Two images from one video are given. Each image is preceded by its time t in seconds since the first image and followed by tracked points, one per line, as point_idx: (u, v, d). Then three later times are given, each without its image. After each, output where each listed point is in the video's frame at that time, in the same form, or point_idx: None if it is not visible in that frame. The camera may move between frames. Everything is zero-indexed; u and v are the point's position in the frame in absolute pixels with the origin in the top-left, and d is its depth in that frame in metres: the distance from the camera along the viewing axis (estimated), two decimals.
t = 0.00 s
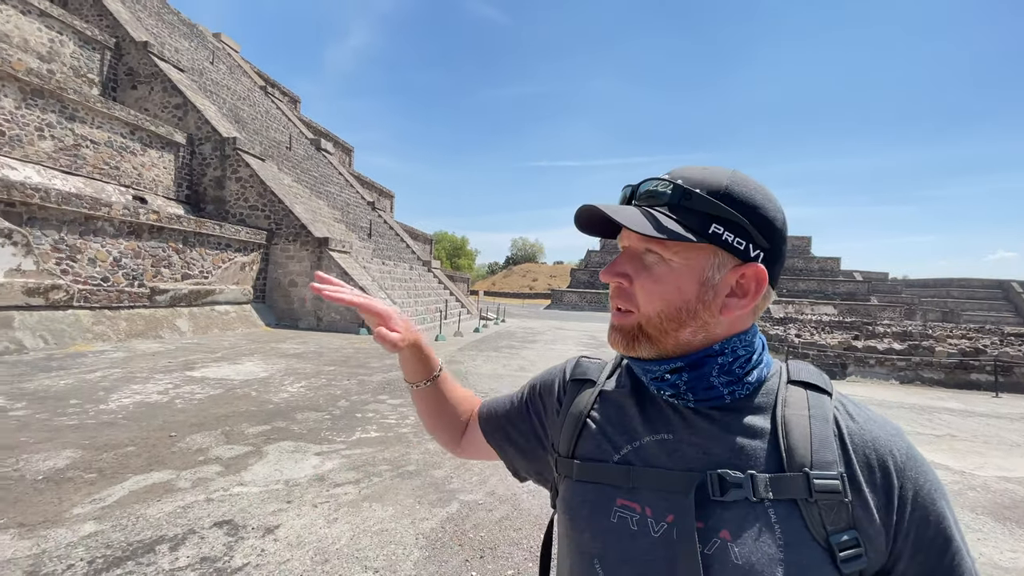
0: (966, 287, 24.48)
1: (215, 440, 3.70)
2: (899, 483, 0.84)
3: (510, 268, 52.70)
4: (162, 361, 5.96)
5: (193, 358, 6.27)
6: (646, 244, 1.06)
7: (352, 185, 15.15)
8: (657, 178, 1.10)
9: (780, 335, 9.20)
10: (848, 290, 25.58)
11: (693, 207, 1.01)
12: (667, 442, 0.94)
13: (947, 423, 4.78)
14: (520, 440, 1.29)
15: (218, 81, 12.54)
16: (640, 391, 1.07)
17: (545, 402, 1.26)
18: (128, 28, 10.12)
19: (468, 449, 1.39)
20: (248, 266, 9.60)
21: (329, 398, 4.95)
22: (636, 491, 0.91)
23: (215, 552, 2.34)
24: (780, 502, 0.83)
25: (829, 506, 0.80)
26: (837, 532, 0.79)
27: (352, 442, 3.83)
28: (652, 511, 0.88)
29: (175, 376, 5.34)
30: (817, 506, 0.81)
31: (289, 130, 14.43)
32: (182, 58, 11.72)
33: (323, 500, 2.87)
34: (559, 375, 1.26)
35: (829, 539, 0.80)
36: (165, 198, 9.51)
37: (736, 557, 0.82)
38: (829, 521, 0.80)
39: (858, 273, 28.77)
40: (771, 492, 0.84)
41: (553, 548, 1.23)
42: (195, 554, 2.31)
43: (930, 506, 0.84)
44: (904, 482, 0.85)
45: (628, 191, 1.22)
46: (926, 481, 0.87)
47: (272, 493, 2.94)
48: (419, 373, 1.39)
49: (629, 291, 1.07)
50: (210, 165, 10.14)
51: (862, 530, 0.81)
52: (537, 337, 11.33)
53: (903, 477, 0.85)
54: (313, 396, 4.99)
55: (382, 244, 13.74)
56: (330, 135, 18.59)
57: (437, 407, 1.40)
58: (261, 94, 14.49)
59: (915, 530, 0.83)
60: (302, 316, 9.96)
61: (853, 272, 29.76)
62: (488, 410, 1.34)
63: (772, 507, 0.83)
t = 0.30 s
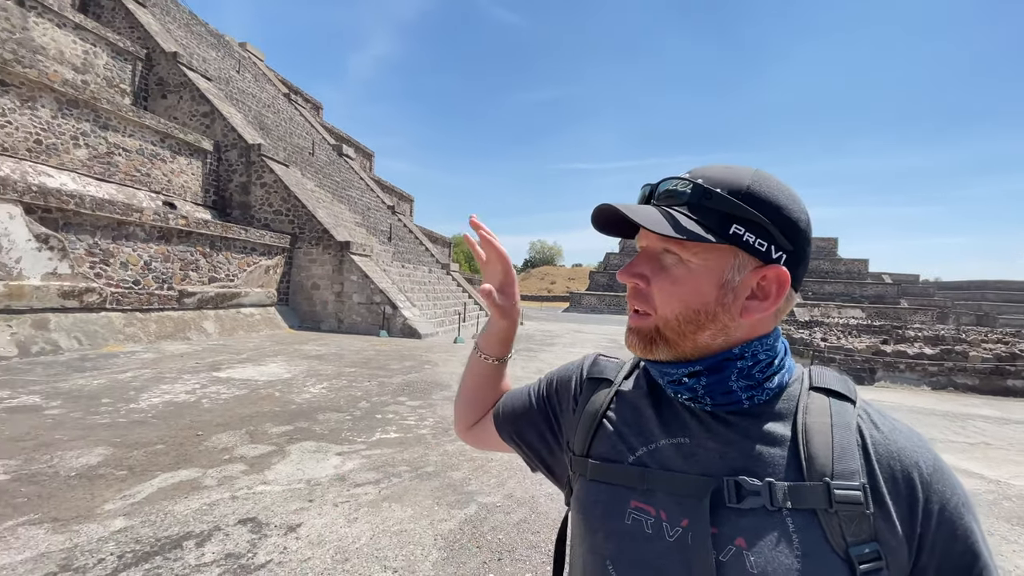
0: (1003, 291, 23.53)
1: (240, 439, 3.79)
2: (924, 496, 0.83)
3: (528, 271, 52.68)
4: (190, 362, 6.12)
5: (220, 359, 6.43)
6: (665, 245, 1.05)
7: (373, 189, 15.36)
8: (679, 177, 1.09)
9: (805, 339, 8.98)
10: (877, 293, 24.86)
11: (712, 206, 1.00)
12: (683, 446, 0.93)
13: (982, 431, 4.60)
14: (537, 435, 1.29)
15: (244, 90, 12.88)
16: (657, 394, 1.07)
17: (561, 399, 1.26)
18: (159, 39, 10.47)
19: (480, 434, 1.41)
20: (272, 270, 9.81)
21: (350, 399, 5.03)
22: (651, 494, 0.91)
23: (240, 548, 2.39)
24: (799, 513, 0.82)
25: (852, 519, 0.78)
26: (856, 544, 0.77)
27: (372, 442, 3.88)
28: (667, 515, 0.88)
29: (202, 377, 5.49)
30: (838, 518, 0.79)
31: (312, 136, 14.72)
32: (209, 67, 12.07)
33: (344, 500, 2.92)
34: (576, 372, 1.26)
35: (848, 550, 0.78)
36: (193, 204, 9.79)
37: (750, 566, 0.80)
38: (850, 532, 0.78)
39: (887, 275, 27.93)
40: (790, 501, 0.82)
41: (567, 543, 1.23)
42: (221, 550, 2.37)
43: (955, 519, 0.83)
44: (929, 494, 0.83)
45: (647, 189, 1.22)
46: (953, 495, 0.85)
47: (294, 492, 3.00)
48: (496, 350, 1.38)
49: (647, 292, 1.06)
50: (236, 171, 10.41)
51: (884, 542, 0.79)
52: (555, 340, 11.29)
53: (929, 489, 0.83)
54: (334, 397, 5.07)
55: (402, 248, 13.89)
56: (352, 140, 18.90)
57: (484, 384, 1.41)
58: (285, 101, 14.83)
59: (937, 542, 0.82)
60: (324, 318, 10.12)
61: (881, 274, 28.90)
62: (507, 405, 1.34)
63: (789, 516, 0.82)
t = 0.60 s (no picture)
0: None
1: (266, 440, 3.87)
2: (960, 515, 0.80)
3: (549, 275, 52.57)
4: (219, 365, 6.29)
5: (247, 362, 6.59)
6: (704, 254, 1.01)
7: (396, 195, 15.57)
8: (712, 183, 1.06)
9: (835, 345, 8.72)
10: (911, 297, 23.98)
11: (756, 210, 0.97)
12: (706, 454, 0.92)
13: None
14: (555, 441, 1.28)
15: (272, 100, 13.25)
16: (682, 402, 1.03)
17: (581, 405, 1.25)
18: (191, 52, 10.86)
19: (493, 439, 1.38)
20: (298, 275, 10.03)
21: (373, 402, 5.09)
22: (671, 502, 0.89)
23: (265, 548, 2.44)
24: (825, 527, 0.80)
25: (882, 537, 0.76)
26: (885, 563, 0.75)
27: (393, 445, 3.92)
28: (687, 524, 0.86)
29: (231, 379, 5.63)
30: (868, 535, 0.77)
31: (337, 144, 15.03)
32: (239, 79, 12.46)
33: (366, 502, 2.95)
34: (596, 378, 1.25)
35: (876, 568, 0.76)
36: (223, 211, 10.10)
37: None
38: (878, 551, 0.76)
39: (921, 279, 26.92)
40: (815, 515, 0.81)
41: (584, 551, 1.22)
42: (247, 549, 2.43)
43: (992, 540, 0.80)
44: (965, 513, 0.80)
45: (671, 196, 1.18)
46: (990, 514, 0.81)
47: (317, 493, 3.05)
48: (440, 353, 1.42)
49: (686, 303, 1.00)
50: (264, 179, 10.69)
51: (914, 562, 0.77)
52: (576, 345, 11.23)
53: (965, 509, 0.80)
54: (357, 400, 5.14)
55: (424, 253, 14.03)
56: (375, 147, 19.23)
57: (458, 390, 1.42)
58: (311, 111, 15.19)
59: (971, 560, 0.79)
60: (348, 322, 10.28)
61: (916, 278, 27.86)
62: (519, 407, 1.33)
63: (814, 531, 0.80)
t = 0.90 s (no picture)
0: None
1: (295, 444, 3.96)
2: (989, 523, 0.77)
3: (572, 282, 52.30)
4: (250, 370, 6.47)
5: (277, 367, 6.77)
6: (724, 264, 1.00)
7: (420, 204, 15.79)
8: (729, 193, 1.06)
9: (870, 353, 8.41)
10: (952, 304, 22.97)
11: (775, 220, 0.96)
12: (727, 464, 0.91)
13: None
14: (575, 455, 1.29)
15: (301, 112, 13.65)
16: (702, 411, 1.03)
17: (601, 418, 1.26)
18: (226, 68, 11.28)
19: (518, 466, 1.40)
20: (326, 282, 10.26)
21: (397, 408, 5.15)
22: (695, 512, 0.89)
23: (293, 549, 2.50)
24: (852, 534, 0.78)
25: (911, 545, 0.74)
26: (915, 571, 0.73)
27: (418, 451, 3.96)
28: (712, 535, 0.86)
29: (261, 384, 5.78)
30: (894, 543, 0.74)
31: (364, 154, 15.37)
32: (270, 93, 12.88)
33: (390, 506, 2.99)
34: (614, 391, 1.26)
35: None
36: (255, 221, 10.42)
37: None
38: (907, 559, 0.74)
39: (963, 285, 25.77)
40: (841, 523, 0.79)
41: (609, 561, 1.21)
42: (276, 550, 2.49)
43: None
44: (995, 518, 0.77)
45: (690, 207, 1.19)
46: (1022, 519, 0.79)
47: (344, 497, 3.10)
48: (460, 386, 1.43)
49: (709, 312, 0.99)
50: (293, 189, 11.00)
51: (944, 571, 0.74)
52: (600, 352, 11.14)
53: (994, 515, 0.77)
54: (382, 406, 5.21)
55: (447, 260, 14.17)
56: (400, 157, 19.57)
57: (478, 420, 1.44)
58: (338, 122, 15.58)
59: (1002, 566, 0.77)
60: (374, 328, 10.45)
61: (957, 284, 26.68)
62: (544, 429, 1.35)
63: (841, 540, 0.78)
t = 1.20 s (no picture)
0: None
1: (318, 448, 4.04)
2: (1005, 528, 0.76)
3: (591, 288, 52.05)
4: (275, 375, 6.62)
5: (300, 372, 6.91)
6: (735, 278, 1.01)
7: (439, 211, 15.97)
8: (737, 211, 1.07)
9: (899, 361, 8.16)
10: (987, 311, 22.12)
11: (783, 236, 0.97)
12: (744, 473, 0.91)
13: None
14: (593, 467, 1.30)
15: (324, 123, 13.97)
16: (718, 422, 1.03)
17: (620, 429, 1.27)
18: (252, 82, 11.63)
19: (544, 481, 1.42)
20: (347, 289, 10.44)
21: (417, 414, 5.21)
22: (714, 521, 0.89)
23: (316, 552, 2.55)
24: (867, 540, 0.78)
25: (925, 551, 0.73)
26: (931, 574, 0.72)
27: (438, 457, 3.99)
28: (731, 542, 0.86)
29: (285, 389, 5.91)
30: (908, 548, 0.74)
31: (384, 163, 15.63)
32: (294, 104, 13.23)
33: (411, 512, 3.02)
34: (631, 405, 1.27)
35: None
36: (279, 230, 10.68)
37: None
38: (922, 562, 0.73)
39: (1000, 291, 24.81)
40: (857, 529, 0.79)
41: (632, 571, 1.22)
42: (301, 553, 2.54)
43: None
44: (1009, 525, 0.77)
45: (702, 223, 1.20)
46: None
47: (366, 501, 3.15)
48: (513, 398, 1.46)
49: (722, 325, 1.00)
50: (316, 198, 11.25)
51: None
52: (619, 359, 11.05)
53: (1008, 519, 0.76)
54: (403, 411, 5.28)
55: (466, 267, 14.27)
56: (420, 165, 19.85)
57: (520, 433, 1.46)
58: (360, 132, 15.89)
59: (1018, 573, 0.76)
60: (394, 334, 10.58)
61: (993, 290, 25.70)
62: (567, 442, 1.37)
63: (858, 545, 0.78)
